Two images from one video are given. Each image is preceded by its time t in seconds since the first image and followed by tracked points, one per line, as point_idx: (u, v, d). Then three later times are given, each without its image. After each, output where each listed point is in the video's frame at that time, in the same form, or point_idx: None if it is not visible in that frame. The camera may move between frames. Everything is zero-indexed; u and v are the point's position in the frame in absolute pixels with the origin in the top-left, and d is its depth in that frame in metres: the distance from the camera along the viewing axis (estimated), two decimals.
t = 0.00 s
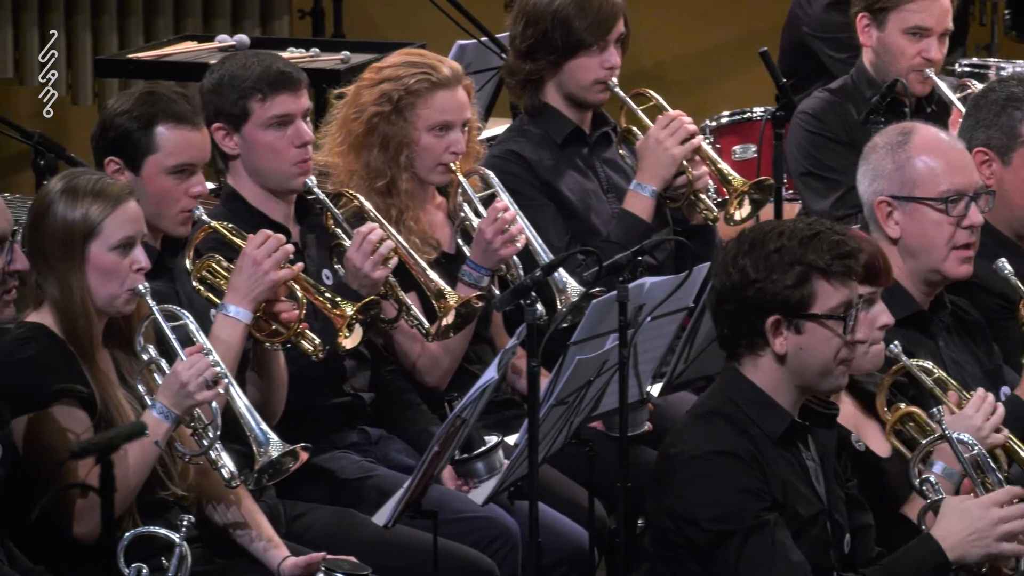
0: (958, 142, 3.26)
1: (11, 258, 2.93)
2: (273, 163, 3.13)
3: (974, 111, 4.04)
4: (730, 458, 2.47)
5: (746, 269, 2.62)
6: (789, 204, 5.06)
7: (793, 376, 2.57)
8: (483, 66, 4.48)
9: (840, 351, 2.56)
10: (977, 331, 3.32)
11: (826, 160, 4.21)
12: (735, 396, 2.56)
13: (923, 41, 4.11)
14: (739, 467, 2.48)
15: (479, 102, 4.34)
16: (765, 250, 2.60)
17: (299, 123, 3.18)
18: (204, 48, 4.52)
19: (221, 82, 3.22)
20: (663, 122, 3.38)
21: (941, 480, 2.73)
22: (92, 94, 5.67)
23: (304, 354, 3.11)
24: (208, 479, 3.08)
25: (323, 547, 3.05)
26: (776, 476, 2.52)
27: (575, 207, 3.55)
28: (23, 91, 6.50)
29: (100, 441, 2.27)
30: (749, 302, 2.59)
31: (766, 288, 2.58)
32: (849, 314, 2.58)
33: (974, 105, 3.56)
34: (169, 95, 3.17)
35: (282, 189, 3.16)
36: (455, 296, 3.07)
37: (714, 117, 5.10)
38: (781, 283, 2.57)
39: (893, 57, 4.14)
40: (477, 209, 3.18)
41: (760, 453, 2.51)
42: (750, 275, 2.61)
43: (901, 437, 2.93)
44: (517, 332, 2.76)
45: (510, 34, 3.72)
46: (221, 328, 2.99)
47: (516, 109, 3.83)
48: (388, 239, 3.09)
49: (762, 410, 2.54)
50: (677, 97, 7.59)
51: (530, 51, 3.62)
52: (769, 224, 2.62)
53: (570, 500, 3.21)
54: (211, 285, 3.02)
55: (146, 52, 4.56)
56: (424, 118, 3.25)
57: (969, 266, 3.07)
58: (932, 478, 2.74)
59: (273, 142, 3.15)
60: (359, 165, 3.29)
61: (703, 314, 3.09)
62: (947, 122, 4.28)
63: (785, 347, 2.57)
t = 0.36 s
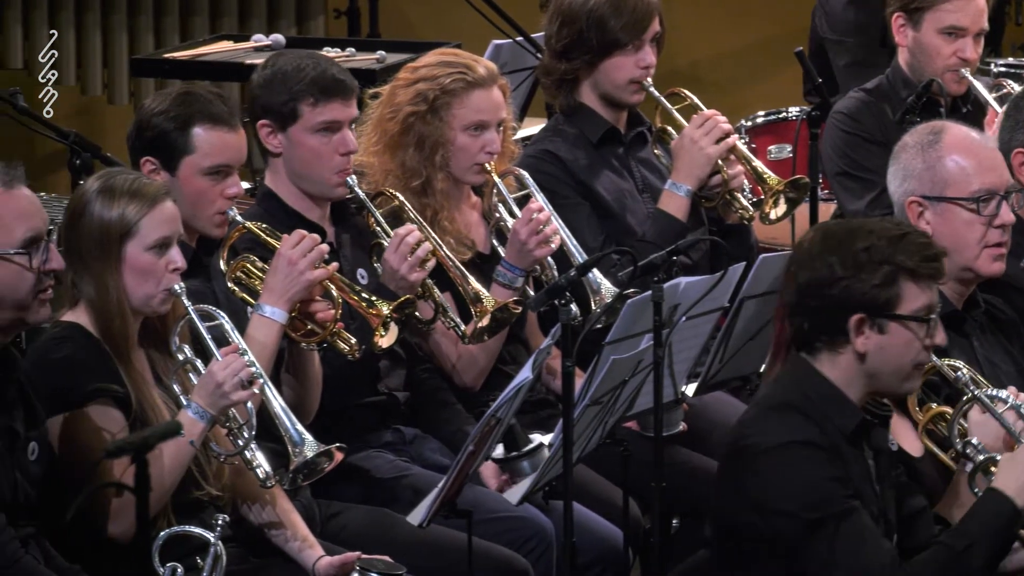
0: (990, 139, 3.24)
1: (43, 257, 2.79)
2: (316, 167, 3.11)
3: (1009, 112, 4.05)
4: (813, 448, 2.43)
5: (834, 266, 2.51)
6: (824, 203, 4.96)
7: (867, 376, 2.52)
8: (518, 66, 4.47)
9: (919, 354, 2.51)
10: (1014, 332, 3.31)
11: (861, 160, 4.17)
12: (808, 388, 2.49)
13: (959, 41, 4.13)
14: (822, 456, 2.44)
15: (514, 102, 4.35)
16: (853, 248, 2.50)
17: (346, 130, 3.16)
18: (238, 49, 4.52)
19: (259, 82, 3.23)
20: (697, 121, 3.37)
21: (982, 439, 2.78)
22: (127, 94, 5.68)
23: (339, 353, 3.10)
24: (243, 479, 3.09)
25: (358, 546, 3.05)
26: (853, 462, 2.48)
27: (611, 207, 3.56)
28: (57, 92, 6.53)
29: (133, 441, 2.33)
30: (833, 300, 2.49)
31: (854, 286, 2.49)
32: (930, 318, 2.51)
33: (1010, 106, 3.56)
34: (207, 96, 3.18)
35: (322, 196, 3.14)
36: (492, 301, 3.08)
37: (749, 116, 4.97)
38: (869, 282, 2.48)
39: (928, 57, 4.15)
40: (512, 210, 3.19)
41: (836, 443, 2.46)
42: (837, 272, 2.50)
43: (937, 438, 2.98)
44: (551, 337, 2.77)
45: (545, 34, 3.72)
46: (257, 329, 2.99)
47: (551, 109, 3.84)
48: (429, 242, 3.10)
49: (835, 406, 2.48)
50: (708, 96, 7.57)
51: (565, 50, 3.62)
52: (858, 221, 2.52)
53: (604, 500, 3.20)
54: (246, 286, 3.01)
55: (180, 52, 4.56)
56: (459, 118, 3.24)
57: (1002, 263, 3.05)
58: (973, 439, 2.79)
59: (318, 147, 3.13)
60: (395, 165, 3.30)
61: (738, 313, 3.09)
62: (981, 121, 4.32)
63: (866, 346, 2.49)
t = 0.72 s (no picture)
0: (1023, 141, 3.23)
1: (77, 256, 2.70)
2: (349, 169, 3.12)
3: None
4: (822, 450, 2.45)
5: (844, 270, 2.56)
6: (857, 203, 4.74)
7: (880, 378, 2.53)
8: (550, 66, 4.50)
9: (930, 358, 2.52)
10: None
11: (893, 159, 4.22)
12: (818, 392, 2.54)
13: (992, 41, 4.12)
14: (831, 458, 2.46)
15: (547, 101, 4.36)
16: (863, 251, 2.54)
17: (383, 135, 3.15)
18: (271, 49, 4.52)
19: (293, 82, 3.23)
20: (730, 121, 3.38)
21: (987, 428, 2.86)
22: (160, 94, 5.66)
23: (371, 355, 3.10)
24: (274, 478, 3.10)
25: (390, 546, 3.05)
26: (865, 465, 2.50)
27: (643, 206, 3.55)
28: (90, 92, 6.54)
29: (167, 440, 2.36)
30: (842, 303, 2.53)
31: (863, 290, 2.52)
32: (942, 322, 2.52)
33: None
34: (242, 97, 3.19)
35: (353, 195, 3.14)
36: (526, 299, 3.10)
37: (781, 115, 4.75)
38: (877, 286, 2.52)
39: (962, 57, 4.16)
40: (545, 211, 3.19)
41: (846, 445, 2.49)
42: (847, 276, 2.55)
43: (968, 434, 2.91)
44: (584, 335, 2.76)
45: (577, 34, 3.73)
46: (289, 330, 2.99)
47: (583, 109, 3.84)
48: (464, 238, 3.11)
49: (845, 407, 2.51)
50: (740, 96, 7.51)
51: (597, 51, 3.63)
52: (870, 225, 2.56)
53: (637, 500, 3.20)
54: (279, 288, 3.02)
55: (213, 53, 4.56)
56: (491, 118, 3.25)
57: None
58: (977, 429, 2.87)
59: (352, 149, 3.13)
60: (427, 165, 3.30)
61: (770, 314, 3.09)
62: (1015, 122, 4.32)
63: (876, 349, 2.52)
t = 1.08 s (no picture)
0: None
1: (105, 256, 2.64)
2: (377, 174, 3.12)
3: None
4: (821, 446, 2.48)
5: (829, 262, 2.61)
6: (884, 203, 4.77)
7: (869, 370, 2.56)
8: (577, 66, 4.51)
9: (918, 347, 2.55)
10: None
11: (919, 159, 4.25)
12: (810, 388, 2.57)
13: (1019, 41, 4.12)
14: (830, 453, 2.49)
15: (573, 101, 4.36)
16: (847, 243, 2.60)
17: (411, 141, 3.15)
18: (297, 48, 4.51)
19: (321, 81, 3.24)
20: (757, 120, 3.39)
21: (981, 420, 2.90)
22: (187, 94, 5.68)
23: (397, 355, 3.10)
24: (300, 478, 3.09)
25: (415, 546, 3.05)
26: (863, 461, 2.54)
27: (670, 205, 3.56)
28: (117, 91, 6.57)
29: (193, 439, 2.32)
30: (829, 294, 2.58)
31: (848, 279, 2.57)
32: (928, 310, 2.56)
33: None
34: (269, 97, 3.18)
35: (377, 196, 3.14)
36: (547, 283, 3.10)
37: (808, 116, 4.76)
38: (861, 274, 2.56)
39: (988, 57, 4.17)
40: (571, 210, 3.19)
41: (844, 440, 2.53)
42: (831, 267, 2.60)
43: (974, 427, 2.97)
44: (611, 336, 2.75)
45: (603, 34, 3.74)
46: (315, 331, 2.98)
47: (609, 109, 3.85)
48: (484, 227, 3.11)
49: (841, 404, 2.54)
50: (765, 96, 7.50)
51: (622, 51, 3.64)
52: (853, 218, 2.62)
53: (662, 500, 3.21)
54: (305, 287, 3.02)
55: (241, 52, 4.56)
56: (519, 118, 3.25)
57: None
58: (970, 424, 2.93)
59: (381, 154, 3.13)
60: (454, 164, 3.30)
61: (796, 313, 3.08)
62: None
63: (864, 340, 2.56)
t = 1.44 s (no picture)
0: None
1: (128, 257, 2.56)
2: (400, 176, 3.16)
3: None
4: (837, 448, 2.47)
5: (849, 261, 2.59)
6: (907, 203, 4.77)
7: (886, 373, 2.56)
8: (600, 66, 4.54)
9: (936, 351, 2.53)
10: None
11: (942, 160, 4.24)
12: (825, 390, 2.57)
13: None
14: (846, 455, 2.48)
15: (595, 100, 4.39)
16: (869, 243, 2.58)
17: (435, 142, 3.19)
18: (320, 49, 4.52)
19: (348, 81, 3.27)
20: (780, 120, 3.43)
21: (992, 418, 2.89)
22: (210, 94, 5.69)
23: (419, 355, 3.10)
24: (322, 477, 3.09)
25: (438, 545, 3.04)
26: (880, 463, 2.52)
27: (693, 204, 3.60)
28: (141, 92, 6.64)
29: (216, 439, 2.20)
30: (849, 293, 2.56)
31: (868, 279, 2.55)
32: (947, 315, 2.54)
33: None
34: (293, 97, 3.19)
35: (401, 198, 3.18)
36: (569, 278, 3.11)
37: (830, 115, 4.74)
38: (883, 275, 2.55)
39: (1011, 57, 4.17)
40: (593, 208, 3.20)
41: (861, 442, 2.52)
42: (853, 267, 2.58)
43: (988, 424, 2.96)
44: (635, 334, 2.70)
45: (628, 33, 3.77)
46: (337, 331, 2.98)
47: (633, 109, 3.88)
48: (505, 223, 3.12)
49: (859, 406, 2.53)
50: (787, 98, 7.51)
51: (647, 50, 3.67)
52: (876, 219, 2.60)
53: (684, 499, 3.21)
54: (328, 287, 3.03)
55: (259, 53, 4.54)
56: (541, 118, 3.26)
57: None
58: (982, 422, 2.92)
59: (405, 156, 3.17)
60: (476, 164, 3.32)
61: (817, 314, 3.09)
62: None
63: (881, 342, 2.55)
